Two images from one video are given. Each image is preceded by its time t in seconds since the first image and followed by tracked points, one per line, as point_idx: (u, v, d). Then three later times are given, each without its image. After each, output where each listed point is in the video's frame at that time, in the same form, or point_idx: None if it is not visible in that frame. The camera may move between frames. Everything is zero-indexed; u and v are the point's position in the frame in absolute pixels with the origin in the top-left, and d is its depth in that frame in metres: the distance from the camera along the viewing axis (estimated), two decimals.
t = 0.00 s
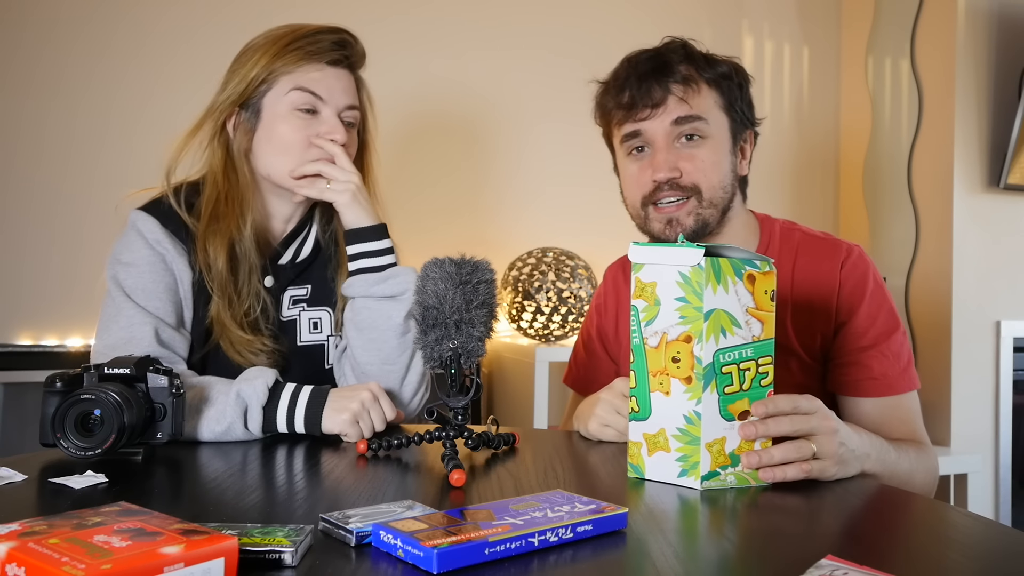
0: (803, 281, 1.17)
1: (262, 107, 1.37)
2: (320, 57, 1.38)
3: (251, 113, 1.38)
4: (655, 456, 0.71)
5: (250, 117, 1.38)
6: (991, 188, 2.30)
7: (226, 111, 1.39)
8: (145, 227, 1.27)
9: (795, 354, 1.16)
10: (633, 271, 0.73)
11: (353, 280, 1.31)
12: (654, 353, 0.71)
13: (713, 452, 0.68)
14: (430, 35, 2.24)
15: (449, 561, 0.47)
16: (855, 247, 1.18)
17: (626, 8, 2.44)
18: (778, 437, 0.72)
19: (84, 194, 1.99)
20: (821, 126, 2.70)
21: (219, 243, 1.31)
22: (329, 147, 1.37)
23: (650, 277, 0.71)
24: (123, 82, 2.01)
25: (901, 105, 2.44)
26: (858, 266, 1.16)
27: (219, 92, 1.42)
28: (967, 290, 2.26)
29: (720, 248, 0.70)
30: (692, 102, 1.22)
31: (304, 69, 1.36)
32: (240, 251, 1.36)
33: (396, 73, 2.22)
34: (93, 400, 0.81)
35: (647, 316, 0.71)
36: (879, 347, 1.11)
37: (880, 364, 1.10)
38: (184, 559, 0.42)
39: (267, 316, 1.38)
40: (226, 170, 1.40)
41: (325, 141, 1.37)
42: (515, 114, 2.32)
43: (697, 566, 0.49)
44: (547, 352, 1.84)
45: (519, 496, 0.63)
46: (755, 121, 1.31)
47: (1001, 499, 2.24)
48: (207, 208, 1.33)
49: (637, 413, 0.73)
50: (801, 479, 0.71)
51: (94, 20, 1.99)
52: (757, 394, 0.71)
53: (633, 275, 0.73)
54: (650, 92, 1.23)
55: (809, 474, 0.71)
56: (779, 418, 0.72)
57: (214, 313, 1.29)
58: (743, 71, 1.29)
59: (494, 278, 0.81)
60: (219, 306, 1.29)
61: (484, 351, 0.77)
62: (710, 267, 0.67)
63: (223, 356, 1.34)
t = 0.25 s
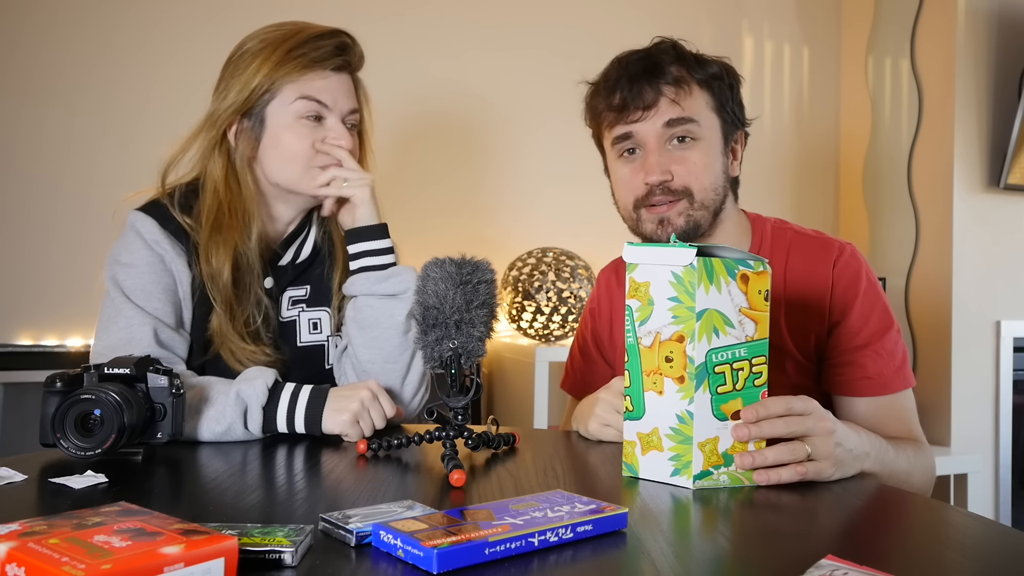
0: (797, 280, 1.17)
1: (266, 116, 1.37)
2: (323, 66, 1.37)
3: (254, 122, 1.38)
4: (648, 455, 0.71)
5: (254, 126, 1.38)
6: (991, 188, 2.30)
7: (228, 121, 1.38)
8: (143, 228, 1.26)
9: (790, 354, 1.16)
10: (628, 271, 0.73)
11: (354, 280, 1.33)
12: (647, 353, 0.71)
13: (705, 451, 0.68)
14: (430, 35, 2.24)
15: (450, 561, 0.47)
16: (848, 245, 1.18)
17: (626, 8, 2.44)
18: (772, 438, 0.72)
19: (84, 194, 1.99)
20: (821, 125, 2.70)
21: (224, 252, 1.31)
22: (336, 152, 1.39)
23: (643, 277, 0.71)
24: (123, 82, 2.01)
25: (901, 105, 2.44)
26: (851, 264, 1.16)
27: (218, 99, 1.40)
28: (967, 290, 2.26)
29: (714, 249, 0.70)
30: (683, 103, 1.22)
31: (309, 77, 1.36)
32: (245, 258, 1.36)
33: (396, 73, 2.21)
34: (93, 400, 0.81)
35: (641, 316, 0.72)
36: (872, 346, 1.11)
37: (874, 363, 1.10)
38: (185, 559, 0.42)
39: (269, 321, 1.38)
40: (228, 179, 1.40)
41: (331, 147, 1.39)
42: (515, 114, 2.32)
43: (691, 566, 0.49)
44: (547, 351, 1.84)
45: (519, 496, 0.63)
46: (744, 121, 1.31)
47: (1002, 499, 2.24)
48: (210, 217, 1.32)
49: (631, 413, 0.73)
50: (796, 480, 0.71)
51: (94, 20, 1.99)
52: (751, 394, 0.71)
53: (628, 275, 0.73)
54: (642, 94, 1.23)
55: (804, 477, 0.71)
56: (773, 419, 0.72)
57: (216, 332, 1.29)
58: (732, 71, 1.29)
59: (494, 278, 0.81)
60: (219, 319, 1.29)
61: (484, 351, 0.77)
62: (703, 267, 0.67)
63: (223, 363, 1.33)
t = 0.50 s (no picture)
0: (798, 279, 1.17)
1: (274, 129, 1.37)
2: (326, 75, 1.38)
3: (261, 134, 1.37)
4: (648, 455, 0.71)
5: (261, 138, 1.38)
6: (991, 188, 2.30)
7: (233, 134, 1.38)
8: (145, 228, 1.26)
9: (790, 354, 1.15)
10: (628, 271, 0.73)
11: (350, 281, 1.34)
12: (647, 353, 0.71)
13: (705, 451, 0.68)
14: (430, 35, 2.24)
15: (450, 561, 0.47)
16: (848, 245, 1.19)
17: (626, 8, 2.44)
18: (772, 438, 0.72)
19: (84, 194, 1.99)
20: (821, 125, 2.70)
21: (235, 265, 1.31)
22: (344, 163, 1.41)
23: (643, 277, 0.71)
24: (123, 82, 2.01)
25: (901, 105, 2.44)
26: (852, 264, 1.16)
27: (221, 111, 1.39)
28: (967, 290, 2.26)
29: (715, 249, 0.70)
30: (685, 103, 1.22)
31: (314, 87, 1.36)
32: (258, 268, 1.37)
33: (396, 73, 2.21)
34: (93, 400, 0.81)
35: (641, 316, 0.72)
36: (873, 346, 1.12)
37: (875, 363, 1.10)
38: (184, 559, 0.42)
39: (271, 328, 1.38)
40: (235, 191, 1.39)
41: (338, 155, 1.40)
42: (514, 114, 2.32)
43: (691, 565, 0.49)
44: (547, 351, 1.84)
45: (518, 496, 0.63)
46: (746, 123, 1.31)
47: (1002, 499, 2.24)
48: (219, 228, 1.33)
49: (631, 413, 0.73)
50: (797, 480, 0.71)
51: (93, 20, 1.99)
52: (751, 393, 0.71)
53: (628, 275, 0.73)
54: (643, 93, 1.22)
55: (804, 477, 0.71)
56: (773, 419, 0.72)
57: (223, 347, 1.29)
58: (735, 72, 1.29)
59: (494, 278, 0.81)
60: (225, 333, 1.29)
61: (484, 352, 0.77)
62: (703, 267, 0.67)
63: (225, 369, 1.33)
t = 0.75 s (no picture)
0: (798, 279, 1.17)
1: (269, 131, 1.37)
2: (320, 75, 1.37)
3: (256, 136, 1.37)
4: (648, 455, 0.71)
5: (257, 140, 1.38)
6: (991, 188, 2.30)
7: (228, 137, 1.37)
8: (144, 229, 1.26)
9: (791, 353, 1.15)
10: (627, 271, 0.73)
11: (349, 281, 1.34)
12: (647, 353, 0.71)
13: (705, 451, 0.68)
14: (430, 35, 2.24)
15: (450, 561, 0.47)
16: (849, 245, 1.18)
17: (626, 8, 2.44)
18: (772, 438, 0.72)
19: (84, 194, 1.99)
20: (821, 125, 2.70)
21: (231, 268, 1.31)
22: (341, 163, 1.41)
23: (643, 277, 0.71)
24: (123, 82, 2.01)
25: (901, 105, 2.44)
26: (852, 264, 1.16)
27: (215, 114, 1.38)
28: (967, 290, 2.26)
29: (715, 249, 0.70)
30: (688, 105, 1.21)
31: (307, 88, 1.36)
32: (256, 270, 1.37)
33: (396, 73, 2.21)
34: (93, 400, 0.81)
35: (641, 316, 0.71)
36: (874, 346, 1.12)
37: (875, 363, 1.10)
38: (184, 559, 0.42)
39: (270, 330, 1.39)
40: (231, 195, 1.39)
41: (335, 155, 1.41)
42: (514, 114, 2.32)
43: (690, 565, 0.49)
44: (547, 351, 1.84)
45: (518, 496, 0.63)
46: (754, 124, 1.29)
47: (1001, 499, 2.24)
48: (215, 232, 1.32)
49: (631, 412, 0.73)
50: (796, 481, 0.71)
51: (94, 20, 1.99)
52: (751, 393, 0.71)
53: (628, 275, 0.73)
54: (647, 94, 1.22)
55: (804, 477, 0.71)
56: (773, 420, 0.72)
57: (222, 350, 1.31)
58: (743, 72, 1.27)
59: (494, 278, 0.81)
60: (224, 337, 1.30)
61: (483, 351, 0.77)
62: (703, 267, 0.67)
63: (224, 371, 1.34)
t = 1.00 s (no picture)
0: (802, 280, 1.17)
1: (264, 131, 1.37)
2: (316, 75, 1.38)
3: (252, 135, 1.37)
4: (648, 455, 0.71)
5: (252, 140, 1.38)
6: (991, 188, 2.30)
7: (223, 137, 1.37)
8: (142, 230, 1.26)
9: (793, 353, 1.15)
10: (627, 271, 0.73)
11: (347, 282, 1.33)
12: (647, 353, 0.71)
13: (704, 451, 0.68)
14: (430, 35, 2.24)
15: (449, 561, 0.47)
16: (852, 247, 1.19)
17: (626, 8, 2.44)
18: (772, 439, 0.72)
19: (84, 194, 1.99)
20: (821, 126, 2.70)
21: (225, 268, 1.30)
22: (336, 162, 1.41)
23: (643, 277, 0.72)
24: (124, 82, 2.01)
25: (901, 105, 2.44)
26: (855, 266, 1.16)
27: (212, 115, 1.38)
28: (967, 290, 2.26)
29: (715, 249, 0.70)
30: (693, 104, 1.21)
31: (303, 87, 1.36)
32: (249, 271, 1.36)
33: (396, 73, 2.21)
34: (93, 400, 0.81)
35: (641, 316, 0.72)
36: (876, 347, 1.12)
37: (877, 364, 1.10)
38: (184, 559, 0.42)
39: (268, 330, 1.39)
40: (226, 195, 1.38)
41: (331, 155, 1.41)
42: (514, 114, 2.32)
43: (689, 565, 0.49)
44: (547, 351, 1.84)
45: (519, 496, 0.63)
46: (755, 123, 1.30)
47: (1001, 499, 2.24)
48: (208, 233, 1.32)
49: (631, 412, 0.73)
50: (796, 481, 0.71)
51: (94, 20, 1.99)
52: (751, 393, 0.71)
53: (628, 275, 0.73)
54: (652, 92, 1.22)
55: (804, 477, 0.71)
56: (773, 420, 0.72)
57: (217, 351, 1.30)
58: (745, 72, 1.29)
59: (494, 278, 0.81)
60: (219, 338, 1.30)
61: (483, 351, 0.77)
62: (703, 267, 0.67)
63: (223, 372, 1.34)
